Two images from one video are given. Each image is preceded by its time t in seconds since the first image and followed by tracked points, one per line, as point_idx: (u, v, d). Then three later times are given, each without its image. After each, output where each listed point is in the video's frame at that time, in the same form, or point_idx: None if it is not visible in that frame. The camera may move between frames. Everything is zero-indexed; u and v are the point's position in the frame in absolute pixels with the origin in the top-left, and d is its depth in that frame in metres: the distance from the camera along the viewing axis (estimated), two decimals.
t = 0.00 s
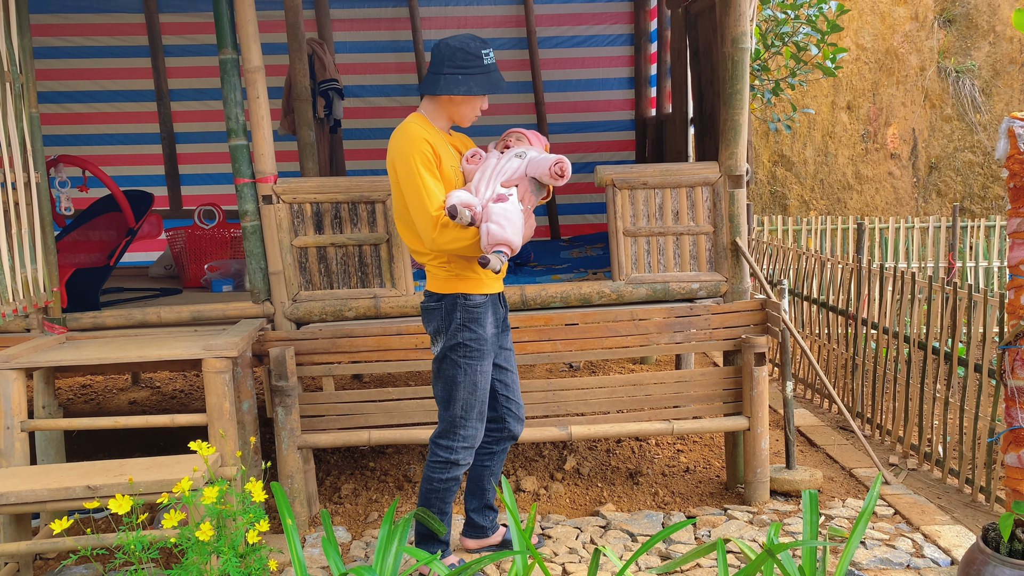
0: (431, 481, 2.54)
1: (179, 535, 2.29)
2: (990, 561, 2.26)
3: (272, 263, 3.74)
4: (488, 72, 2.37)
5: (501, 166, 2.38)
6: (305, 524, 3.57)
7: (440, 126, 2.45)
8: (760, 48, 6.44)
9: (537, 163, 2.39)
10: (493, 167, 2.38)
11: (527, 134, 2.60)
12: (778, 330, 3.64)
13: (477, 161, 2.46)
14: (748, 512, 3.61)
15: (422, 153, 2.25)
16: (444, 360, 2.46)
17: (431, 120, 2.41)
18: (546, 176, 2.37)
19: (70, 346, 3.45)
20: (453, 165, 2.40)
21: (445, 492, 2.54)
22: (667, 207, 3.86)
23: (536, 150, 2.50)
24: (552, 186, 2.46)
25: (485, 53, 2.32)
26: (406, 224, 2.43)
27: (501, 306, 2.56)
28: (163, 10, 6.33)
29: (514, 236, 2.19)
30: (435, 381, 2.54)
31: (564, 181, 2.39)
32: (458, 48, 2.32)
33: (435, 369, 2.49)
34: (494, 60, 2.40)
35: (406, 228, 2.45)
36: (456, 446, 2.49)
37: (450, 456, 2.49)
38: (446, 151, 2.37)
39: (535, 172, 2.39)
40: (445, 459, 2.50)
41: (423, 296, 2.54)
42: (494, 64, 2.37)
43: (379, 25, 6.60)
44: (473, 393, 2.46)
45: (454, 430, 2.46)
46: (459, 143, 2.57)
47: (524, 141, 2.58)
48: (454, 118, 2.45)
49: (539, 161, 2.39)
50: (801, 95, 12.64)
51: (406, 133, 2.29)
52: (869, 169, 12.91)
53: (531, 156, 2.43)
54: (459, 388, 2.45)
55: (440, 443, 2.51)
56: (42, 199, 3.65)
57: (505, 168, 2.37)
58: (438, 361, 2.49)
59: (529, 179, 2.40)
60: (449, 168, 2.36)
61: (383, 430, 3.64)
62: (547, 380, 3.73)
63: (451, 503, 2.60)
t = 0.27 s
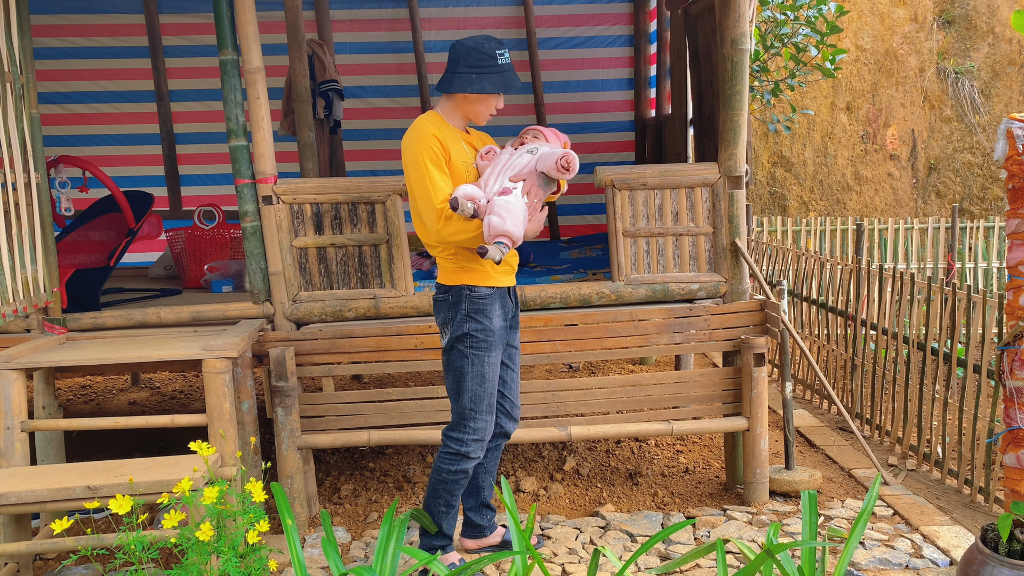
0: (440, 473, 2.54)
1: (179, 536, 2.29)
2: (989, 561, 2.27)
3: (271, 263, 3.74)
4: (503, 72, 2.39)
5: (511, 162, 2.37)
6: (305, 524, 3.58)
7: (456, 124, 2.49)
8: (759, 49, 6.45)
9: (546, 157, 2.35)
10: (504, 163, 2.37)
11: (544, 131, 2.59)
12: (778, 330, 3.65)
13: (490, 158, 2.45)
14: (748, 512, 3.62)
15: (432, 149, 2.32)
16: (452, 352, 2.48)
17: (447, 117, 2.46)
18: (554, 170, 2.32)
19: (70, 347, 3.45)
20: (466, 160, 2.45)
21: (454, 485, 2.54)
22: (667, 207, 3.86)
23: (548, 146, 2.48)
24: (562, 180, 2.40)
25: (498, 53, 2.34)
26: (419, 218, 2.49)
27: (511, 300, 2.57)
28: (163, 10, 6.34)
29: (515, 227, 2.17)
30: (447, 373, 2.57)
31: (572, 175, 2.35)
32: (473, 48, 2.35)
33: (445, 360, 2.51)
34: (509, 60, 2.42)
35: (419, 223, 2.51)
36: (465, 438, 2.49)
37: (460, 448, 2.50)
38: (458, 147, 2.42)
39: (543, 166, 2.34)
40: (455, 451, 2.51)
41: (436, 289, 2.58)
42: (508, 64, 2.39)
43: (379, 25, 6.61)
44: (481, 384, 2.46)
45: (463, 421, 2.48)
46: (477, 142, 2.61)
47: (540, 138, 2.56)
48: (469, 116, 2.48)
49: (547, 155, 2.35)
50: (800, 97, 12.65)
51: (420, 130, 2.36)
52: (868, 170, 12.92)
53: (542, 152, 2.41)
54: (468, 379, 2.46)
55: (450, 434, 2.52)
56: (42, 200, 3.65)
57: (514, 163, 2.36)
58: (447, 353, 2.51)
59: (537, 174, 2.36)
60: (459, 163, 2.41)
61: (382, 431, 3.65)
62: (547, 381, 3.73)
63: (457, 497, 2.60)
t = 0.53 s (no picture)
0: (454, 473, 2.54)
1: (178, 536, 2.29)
2: (988, 561, 2.27)
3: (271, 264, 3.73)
4: (517, 79, 2.42)
5: (517, 170, 2.38)
6: (304, 524, 3.57)
7: (469, 129, 2.52)
8: (759, 50, 6.46)
9: (551, 168, 2.38)
10: (510, 170, 2.39)
11: (556, 143, 2.59)
12: (777, 331, 3.65)
13: (500, 165, 2.48)
14: (747, 513, 3.62)
15: (438, 151, 2.34)
16: (460, 353, 2.50)
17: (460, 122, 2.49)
18: (556, 179, 2.35)
19: (69, 347, 3.45)
20: (473, 164, 2.46)
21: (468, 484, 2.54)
22: (666, 208, 3.86)
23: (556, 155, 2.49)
24: (566, 190, 2.44)
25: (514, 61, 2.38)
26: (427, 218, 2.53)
27: (518, 300, 2.58)
28: (163, 10, 6.33)
29: (512, 234, 2.19)
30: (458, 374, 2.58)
31: (575, 184, 2.37)
32: (489, 54, 2.39)
33: (455, 361, 2.53)
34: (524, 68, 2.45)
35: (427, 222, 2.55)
36: (480, 437, 2.49)
37: (475, 447, 2.50)
38: (467, 150, 2.44)
39: (548, 176, 2.37)
40: (470, 450, 2.51)
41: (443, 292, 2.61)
42: (523, 71, 2.42)
43: (378, 26, 6.61)
44: (492, 382, 2.48)
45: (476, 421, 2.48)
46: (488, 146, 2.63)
47: (552, 150, 2.57)
48: (483, 122, 2.51)
49: (552, 165, 2.38)
50: (799, 97, 12.66)
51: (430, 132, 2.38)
52: (867, 171, 12.92)
53: (549, 161, 2.42)
54: (478, 379, 2.47)
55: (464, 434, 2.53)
56: (41, 200, 3.65)
57: (519, 171, 2.38)
58: (455, 355, 2.53)
59: (541, 183, 2.38)
60: (465, 166, 2.42)
61: (382, 431, 3.65)
62: (546, 381, 3.74)
63: (469, 495, 2.59)
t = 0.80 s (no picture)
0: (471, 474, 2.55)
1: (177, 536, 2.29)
2: (986, 561, 2.27)
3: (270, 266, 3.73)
4: (519, 78, 2.42)
5: (523, 170, 2.39)
6: (303, 525, 3.58)
7: (473, 131, 2.53)
8: (758, 51, 6.46)
9: (556, 167, 2.37)
10: (516, 171, 2.39)
11: (561, 143, 2.60)
12: (775, 331, 3.66)
13: (506, 166, 2.49)
14: (745, 514, 3.62)
15: (444, 152, 2.34)
16: (470, 354, 2.51)
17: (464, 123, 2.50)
18: (562, 179, 2.33)
19: (69, 347, 3.45)
20: (479, 164, 2.46)
21: (485, 484, 2.55)
22: (665, 209, 3.87)
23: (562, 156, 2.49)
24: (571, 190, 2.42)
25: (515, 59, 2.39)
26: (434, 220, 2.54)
27: (525, 300, 2.60)
28: (162, 11, 6.34)
29: (519, 234, 2.18)
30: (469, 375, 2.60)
31: (581, 183, 2.36)
32: (491, 54, 2.40)
33: (464, 362, 2.54)
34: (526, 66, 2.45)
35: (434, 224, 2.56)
36: (494, 437, 2.50)
37: (490, 447, 2.50)
38: (473, 152, 2.45)
39: (553, 175, 2.36)
40: (486, 452, 2.51)
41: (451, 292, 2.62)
42: (525, 70, 2.43)
43: (378, 26, 6.61)
44: (503, 383, 2.49)
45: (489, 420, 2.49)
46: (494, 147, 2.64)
47: (557, 150, 2.58)
48: (487, 123, 2.51)
49: (558, 165, 2.37)
50: (798, 99, 12.67)
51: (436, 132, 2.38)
52: (866, 172, 12.93)
53: (554, 161, 2.42)
54: (489, 378, 2.48)
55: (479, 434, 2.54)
56: (41, 201, 3.65)
57: (525, 172, 2.38)
58: (465, 356, 2.54)
59: (547, 183, 2.37)
60: (472, 167, 2.43)
61: (381, 432, 3.66)
62: (545, 382, 3.74)
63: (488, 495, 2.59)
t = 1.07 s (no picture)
0: (510, 472, 2.59)
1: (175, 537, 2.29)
2: (984, 563, 2.28)
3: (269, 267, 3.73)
4: (525, 75, 2.44)
5: (535, 170, 2.42)
6: (301, 526, 3.58)
7: (479, 129, 2.54)
8: (756, 52, 6.47)
9: (568, 166, 2.43)
10: (528, 171, 2.43)
11: (564, 142, 2.61)
12: (773, 332, 3.67)
13: (514, 165, 2.52)
14: (743, 514, 3.63)
15: (459, 152, 2.36)
16: (494, 356, 2.54)
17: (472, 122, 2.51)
18: (576, 176, 2.40)
19: (67, 348, 3.45)
20: (490, 164, 2.48)
21: (526, 480, 2.59)
22: (664, 210, 3.87)
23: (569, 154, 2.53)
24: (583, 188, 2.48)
25: (521, 56, 2.40)
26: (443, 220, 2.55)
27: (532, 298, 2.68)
28: (161, 11, 6.34)
29: (541, 235, 2.25)
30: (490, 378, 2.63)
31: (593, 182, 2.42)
32: (496, 52, 2.42)
33: (488, 366, 2.57)
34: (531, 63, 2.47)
35: (442, 224, 2.57)
36: (532, 433, 2.56)
37: (529, 444, 2.56)
38: (484, 152, 2.47)
39: (566, 174, 2.42)
40: (524, 449, 2.56)
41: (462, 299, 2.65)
42: (531, 66, 2.44)
43: (377, 27, 6.62)
44: (530, 380, 2.54)
45: (523, 418, 2.54)
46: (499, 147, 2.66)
47: (561, 148, 2.59)
48: (493, 121, 2.53)
49: (570, 163, 2.43)
50: (797, 100, 12.67)
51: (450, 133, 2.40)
52: (864, 174, 12.95)
53: (564, 160, 2.46)
54: (517, 378, 2.53)
55: (513, 433, 2.58)
56: (40, 201, 3.65)
57: (537, 171, 2.42)
58: (487, 360, 2.57)
59: (560, 182, 2.44)
60: (485, 167, 2.44)
61: (379, 433, 3.66)
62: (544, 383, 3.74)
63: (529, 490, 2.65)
